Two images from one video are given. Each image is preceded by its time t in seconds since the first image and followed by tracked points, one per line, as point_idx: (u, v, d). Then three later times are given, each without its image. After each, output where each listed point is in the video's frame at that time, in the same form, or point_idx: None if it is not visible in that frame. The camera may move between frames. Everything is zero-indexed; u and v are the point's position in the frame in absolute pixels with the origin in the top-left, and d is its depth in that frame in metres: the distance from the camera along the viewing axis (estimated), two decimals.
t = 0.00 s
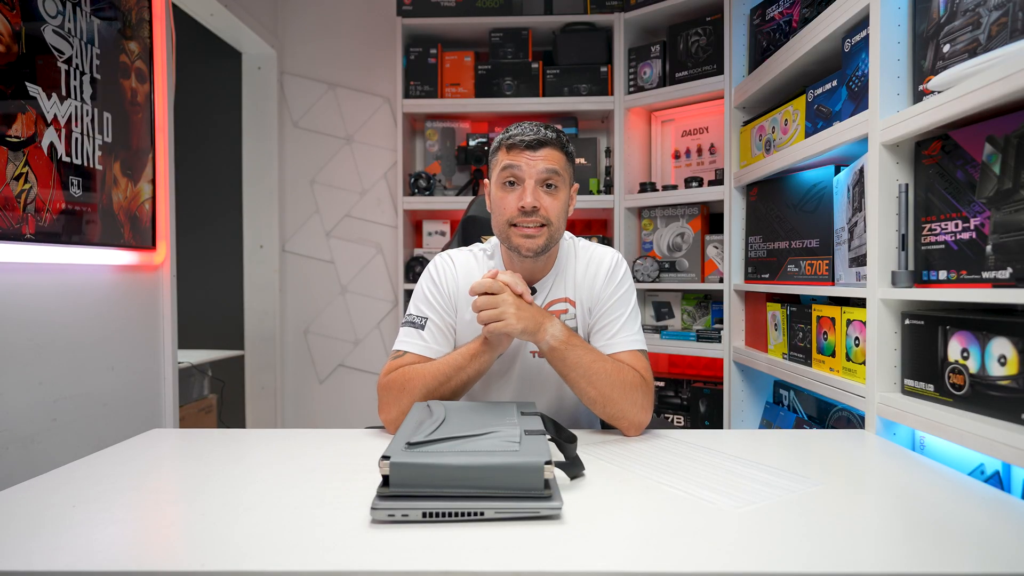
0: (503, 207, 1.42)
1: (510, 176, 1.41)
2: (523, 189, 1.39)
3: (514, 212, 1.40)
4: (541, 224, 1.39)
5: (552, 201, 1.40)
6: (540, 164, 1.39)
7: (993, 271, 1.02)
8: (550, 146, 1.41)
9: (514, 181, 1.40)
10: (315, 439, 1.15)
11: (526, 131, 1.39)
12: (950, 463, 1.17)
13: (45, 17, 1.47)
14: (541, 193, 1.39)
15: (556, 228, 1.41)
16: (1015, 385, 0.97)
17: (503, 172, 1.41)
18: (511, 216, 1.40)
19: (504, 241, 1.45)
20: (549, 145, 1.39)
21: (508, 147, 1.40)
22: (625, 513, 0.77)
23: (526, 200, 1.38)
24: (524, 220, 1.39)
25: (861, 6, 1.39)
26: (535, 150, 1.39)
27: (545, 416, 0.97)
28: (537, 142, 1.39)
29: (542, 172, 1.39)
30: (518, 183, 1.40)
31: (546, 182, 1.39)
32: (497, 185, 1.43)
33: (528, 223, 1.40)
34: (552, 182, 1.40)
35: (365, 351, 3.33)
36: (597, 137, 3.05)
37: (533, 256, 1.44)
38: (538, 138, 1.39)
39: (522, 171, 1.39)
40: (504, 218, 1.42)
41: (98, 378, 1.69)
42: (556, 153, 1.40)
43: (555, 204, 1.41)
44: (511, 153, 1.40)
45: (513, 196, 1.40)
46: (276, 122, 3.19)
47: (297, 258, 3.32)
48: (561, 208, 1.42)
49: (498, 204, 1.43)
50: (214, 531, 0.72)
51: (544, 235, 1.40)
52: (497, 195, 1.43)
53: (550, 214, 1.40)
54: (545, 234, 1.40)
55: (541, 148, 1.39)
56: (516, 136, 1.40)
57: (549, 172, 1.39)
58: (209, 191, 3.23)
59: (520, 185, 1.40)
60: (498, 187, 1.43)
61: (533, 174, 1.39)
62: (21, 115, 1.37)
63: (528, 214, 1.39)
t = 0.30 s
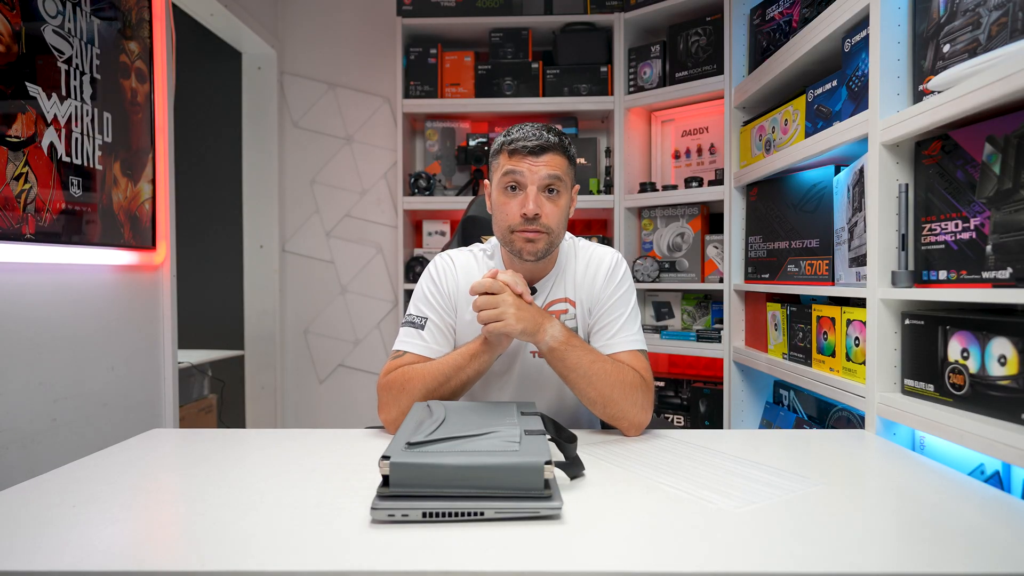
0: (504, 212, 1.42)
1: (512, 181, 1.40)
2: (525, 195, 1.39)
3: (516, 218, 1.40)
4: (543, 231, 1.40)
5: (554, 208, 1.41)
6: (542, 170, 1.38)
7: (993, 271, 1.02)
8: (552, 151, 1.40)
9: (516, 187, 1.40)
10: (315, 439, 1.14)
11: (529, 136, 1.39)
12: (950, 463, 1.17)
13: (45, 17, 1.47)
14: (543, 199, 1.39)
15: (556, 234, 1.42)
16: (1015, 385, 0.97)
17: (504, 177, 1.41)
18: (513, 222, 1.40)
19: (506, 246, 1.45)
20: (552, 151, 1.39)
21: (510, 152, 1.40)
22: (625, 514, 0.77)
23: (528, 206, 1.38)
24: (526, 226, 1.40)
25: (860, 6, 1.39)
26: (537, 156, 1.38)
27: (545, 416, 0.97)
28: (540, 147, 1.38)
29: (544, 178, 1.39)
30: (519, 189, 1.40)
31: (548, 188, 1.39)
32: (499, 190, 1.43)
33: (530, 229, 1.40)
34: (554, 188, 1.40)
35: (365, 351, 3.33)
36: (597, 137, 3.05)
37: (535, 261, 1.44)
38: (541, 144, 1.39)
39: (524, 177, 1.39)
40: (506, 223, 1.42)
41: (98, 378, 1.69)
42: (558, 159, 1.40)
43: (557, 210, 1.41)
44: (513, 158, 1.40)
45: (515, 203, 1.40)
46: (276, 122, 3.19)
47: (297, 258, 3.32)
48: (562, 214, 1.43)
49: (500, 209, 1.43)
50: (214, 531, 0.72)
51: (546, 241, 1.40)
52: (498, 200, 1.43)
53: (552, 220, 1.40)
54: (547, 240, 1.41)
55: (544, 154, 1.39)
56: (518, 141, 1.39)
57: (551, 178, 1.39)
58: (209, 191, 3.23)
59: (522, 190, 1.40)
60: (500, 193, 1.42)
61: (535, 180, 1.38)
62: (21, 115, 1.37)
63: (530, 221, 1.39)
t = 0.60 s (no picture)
0: (504, 214, 1.42)
1: (511, 183, 1.40)
2: (524, 197, 1.39)
3: (516, 220, 1.40)
4: (543, 232, 1.40)
5: (553, 209, 1.40)
6: (542, 172, 1.38)
7: (993, 271, 1.02)
8: (552, 153, 1.40)
9: (516, 189, 1.39)
10: (315, 439, 1.15)
11: (528, 137, 1.39)
12: (950, 463, 1.17)
13: (45, 17, 1.47)
14: (542, 201, 1.39)
15: (556, 235, 1.42)
16: (1015, 385, 0.97)
17: (504, 179, 1.40)
18: (512, 224, 1.40)
19: (506, 247, 1.45)
20: (551, 152, 1.39)
21: (509, 154, 1.40)
22: (625, 513, 0.77)
23: (527, 209, 1.38)
24: (526, 228, 1.40)
25: (861, 6, 1.39)
26: (537, 157, 1.38)
27: (545, 416, 0.97)
28: (539, 149, 1.38)
29: (544, 180, 1.38)
30: (519, 190, 1.40)
31: (548, 189, 1.39)
32: (498, 192, 1.43)
33: (529, 230, 1.40)
34: (554, 190, 1.40)
35: (365, 350, 3.33)
36: (597, 137, 3.05)
37: (535, 261, 1.45)
38: (540, 145, 1.38)
39: (523, 179, 1.38)
40: (506, 225, 1.42)
41: (98, 378, 1.69)
42: (558, 160, 1.39)
43: (557, 211, 1.41)
44: (513, 160, 1.39)
45: (515, 204, 1.40)
46: (276, 122, 3.19)
47: (297, 258, 3.32)
48: (562, 215, 1.43)
49: (500, 211, 1.43)
50: (214, 531, 0.72)
51: (545, 243, 1.41)
52: (499, 201, 1.43)
53: (552, 221, 1.40)
54: (546, 241, 1.41)
55: (543, 155, 1.38)
56: (518, 143, 1.39)
57: (551, 180, 1.38)
58: (209, 191, 3.23)
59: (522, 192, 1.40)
60: (499, 194, 1.42)
61: (535, 182, 1.38)
62: (21, 115, 1.37)
63: (530, 222, 1.39)
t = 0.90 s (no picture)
0: (498, 214, 1.42)
1: (503, 184, 1.40)
2: (516, 196, 1.39)
3: (509, 220, 1.40)
4: (536, 232, 1.40)
5: (546, 207, 1.40)
6: (533, 171, 1.38)
7: (993, 271, 1.02)
8: (542, 151, 1.40)
9: (507, 189, 1.39)
10: (314, 439, 1.14)
11: (518, 137, 1.39)
12: (950, 463, 1.17)
13: (45, 17, 1.47)
14: (535, 200, 1.39)
15: (550, 233, 1.42)
16: (1015, 385, 0.97)
17: (496, 180, 1.41)
18: (506, 225, 1.41)
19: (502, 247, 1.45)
20: (541, 150, 1.39)
21: (500, 155, 1.39)
22: (626, 514, 0.77)
23: (520, 208, 1.38)
24: (519, 228, 1.40)
25: (861, 6, 1.39)
26: (527, 156, 1.38)
27: (545, 416, 0.97)
28: (528, 148, 1.38)
29: (535, 179, 1.38)
30: (511, 190, 1.40)
31: (539, 188, 1.39)
32: (491, 192, 1.43)
33: (523, 229, 1.40)
34: (545, 187, 1.40)
35: (365, 350, 3.33)
36: (597, 137, 3.05)
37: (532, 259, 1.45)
38: (530, 144, 1.38)
39: (514, 179, 1.39)
40: (500, 226, 1.42)
41: (98, 378, 1.69)
42: (548, 158, 1.39)
43: (550, 210, 1.41)
44: (504, 160, 1.39)
45: (508, 204, 1.40)
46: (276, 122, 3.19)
47: (297, 258, 3.32)
48: (555, 213, 1.43)
49: (494, 212, 1.43)
50: (214, 530, 0.72)
51: (540, 241, 1.41)
52: (492, 201, 1.44)
53: (545, 220, 1.40)
54: (541, 239, 1.41)
55: (533, 154, 1.38)
56: (508, 143, 1.39)
57: (542, 178, 1.38)
58: (209, 191, 3.23)
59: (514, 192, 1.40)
60: (492, 195, 1.42)
61: (526, 181, 1.38)
62: (21, 115, 1.37)
63: (523, 222, 1.39)
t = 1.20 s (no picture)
0: (493, 206, 1.44)
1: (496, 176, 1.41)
2: (510, 188, 1.40)
3: (504, 211, 1.42)
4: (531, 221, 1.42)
5: (538, 198, 1.42)
6: (526, 163, 1.38)
7: (993, 271, 1.02)
8: (533, 143, 1.40)
9: (501, 181, 1.40)
10: (315, 439, 1.14)
11: (509, 130, 1.39)
12: (951, 463, 1.17)
13: (45, 17, 1.47)
14: (528, 191, 1.40)
15: (544, 222, 1.45)
16: (1015, 385, 0.97)
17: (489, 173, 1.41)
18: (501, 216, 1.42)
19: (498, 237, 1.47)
20: (532, 142, 1.39)
21: (492, 148, 1.40)
22: (626, 513, 0.77)
23: (514, 199, 1.40)
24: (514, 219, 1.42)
25: (860, 6, 1.39)
26: (519, 149, 1.38)
27: (545, 416, 0.96)
28: (520, 140, 1.38)
29: (528, 170, 1.39)
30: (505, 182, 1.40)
31: (532, 179, 1.39)
32: (485, 185, 1.43)
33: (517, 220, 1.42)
34: (538, 178, 1.40)
35: (365, 350, 3.32)
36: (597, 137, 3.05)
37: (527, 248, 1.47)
38: (522, 135, 1.39)
39: (508, 170, 1.39)
40: (495, 217, 1.44)
41: (97, 379, 1.69)
42: (540, 149, 1.39)
43: (543, 200, 1.43)
44: (496, 153, 1.40)
45: (502, 196, 1.41)
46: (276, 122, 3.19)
47: (297, 258, 3.32)
48: (548, 202, 1.44)
49: (489, 204, 1.45)
50: (214, 530, 0.72)
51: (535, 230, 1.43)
52: (486, 193, 1.44)
53: (539, 210, 1.42)
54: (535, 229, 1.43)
55: (525, 146, 1.39)
56: (500, 136, 1.39)
57: (534, 169, 1.39)
58: (209, 191, 3.23)
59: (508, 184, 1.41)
60: (486, 188, 1.43)
61: (519, 172, 1.39)
62: (21, 115, 1.37)
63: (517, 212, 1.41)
